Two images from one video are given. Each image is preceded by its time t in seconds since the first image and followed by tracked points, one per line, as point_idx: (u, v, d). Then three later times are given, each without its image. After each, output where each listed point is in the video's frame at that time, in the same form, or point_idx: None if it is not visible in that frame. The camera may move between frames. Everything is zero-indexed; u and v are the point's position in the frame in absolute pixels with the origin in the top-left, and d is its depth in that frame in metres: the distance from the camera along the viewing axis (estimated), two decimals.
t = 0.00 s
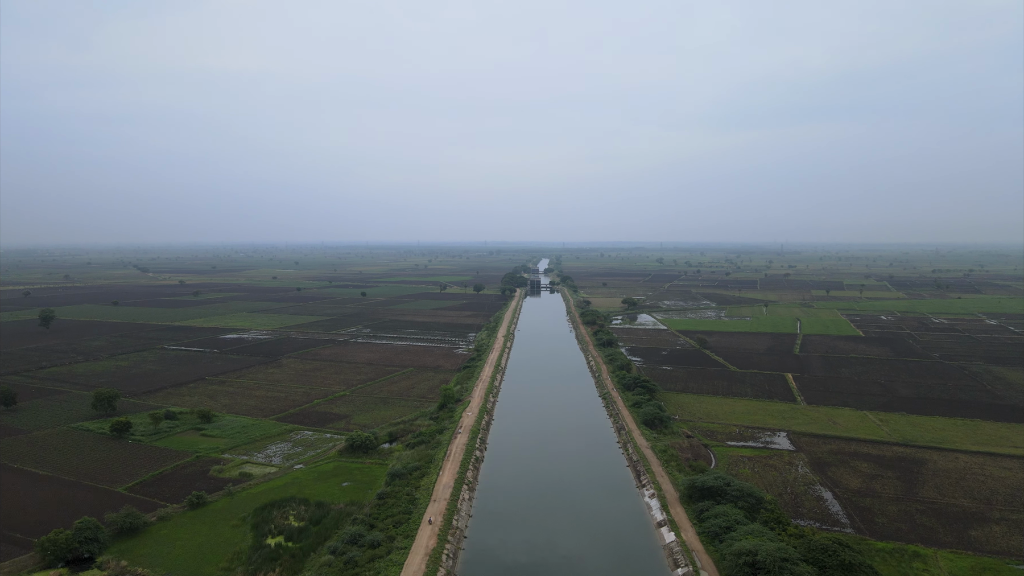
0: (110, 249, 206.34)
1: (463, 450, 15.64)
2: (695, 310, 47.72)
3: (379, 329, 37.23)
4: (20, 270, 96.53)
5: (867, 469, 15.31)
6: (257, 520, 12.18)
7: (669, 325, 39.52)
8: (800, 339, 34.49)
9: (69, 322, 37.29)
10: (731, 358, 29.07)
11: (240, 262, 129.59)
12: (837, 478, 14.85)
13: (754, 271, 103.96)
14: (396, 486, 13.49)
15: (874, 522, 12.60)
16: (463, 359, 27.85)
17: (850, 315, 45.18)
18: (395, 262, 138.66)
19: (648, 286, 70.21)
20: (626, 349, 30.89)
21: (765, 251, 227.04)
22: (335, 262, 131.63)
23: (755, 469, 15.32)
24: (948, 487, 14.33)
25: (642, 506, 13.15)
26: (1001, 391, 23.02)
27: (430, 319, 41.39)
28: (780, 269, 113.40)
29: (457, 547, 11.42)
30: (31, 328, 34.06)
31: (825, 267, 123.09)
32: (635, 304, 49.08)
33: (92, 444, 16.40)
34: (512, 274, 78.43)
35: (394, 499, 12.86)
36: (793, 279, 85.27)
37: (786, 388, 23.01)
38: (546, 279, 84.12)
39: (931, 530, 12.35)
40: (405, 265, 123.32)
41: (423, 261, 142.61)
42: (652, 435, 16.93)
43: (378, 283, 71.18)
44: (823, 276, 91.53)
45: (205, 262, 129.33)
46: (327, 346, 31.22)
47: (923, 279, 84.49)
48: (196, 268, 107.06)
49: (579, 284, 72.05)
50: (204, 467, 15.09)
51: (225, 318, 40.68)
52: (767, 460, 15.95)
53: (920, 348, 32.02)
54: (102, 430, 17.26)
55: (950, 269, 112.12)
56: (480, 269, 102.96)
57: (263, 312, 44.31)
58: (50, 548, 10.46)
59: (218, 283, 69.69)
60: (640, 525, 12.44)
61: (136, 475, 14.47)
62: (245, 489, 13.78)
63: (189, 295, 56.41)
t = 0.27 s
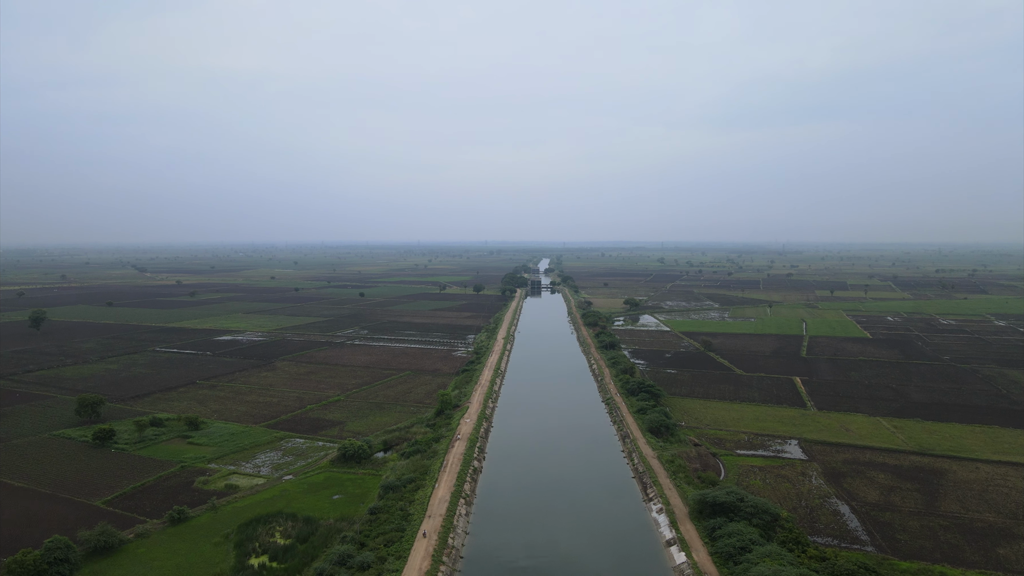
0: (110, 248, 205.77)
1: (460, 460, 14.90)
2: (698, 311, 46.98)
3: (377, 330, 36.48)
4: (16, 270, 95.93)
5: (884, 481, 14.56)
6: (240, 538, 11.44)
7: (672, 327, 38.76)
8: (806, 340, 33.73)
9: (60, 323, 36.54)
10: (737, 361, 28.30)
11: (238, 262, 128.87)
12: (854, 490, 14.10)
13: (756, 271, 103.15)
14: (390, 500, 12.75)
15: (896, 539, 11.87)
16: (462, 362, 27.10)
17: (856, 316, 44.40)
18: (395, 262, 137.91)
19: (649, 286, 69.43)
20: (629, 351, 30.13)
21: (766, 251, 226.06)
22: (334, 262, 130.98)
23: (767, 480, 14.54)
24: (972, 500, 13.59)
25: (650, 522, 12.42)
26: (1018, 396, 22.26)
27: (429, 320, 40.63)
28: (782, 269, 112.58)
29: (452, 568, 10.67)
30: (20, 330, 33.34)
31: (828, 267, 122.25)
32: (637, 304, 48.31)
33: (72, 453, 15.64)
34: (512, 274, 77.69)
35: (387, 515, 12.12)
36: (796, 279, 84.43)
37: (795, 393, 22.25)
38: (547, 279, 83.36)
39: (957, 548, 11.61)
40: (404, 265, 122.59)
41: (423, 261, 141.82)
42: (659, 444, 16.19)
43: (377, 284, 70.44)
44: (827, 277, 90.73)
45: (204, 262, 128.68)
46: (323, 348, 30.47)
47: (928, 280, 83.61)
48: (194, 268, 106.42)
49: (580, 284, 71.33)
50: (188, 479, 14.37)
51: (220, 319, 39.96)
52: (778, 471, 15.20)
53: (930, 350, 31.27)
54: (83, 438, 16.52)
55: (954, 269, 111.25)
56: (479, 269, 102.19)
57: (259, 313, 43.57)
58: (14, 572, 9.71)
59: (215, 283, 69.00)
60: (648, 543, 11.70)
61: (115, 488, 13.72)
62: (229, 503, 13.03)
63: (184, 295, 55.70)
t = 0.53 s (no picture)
0: (109, 248, 205.26)
1: (457, 472, 14.17)
2: (701, 312, 46.23)
3: (374, 332, 35.79)
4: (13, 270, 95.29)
5: (903, 494, 13.84)
6: (221, 558, 10.74)
7: (675, 328, 38.02)
8: (813, 343, 32.98)
9: (51, 325, 35.87)
10: (743, 364, 27.55)
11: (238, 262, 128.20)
12: (872, 503, 13.38)
13: (758, 271, 102.38)
14: (382, 515, 12.05)
15: (921, 559, 11.13)
16: (461, 366, 26.37)
17: (862, 317, 43.63)
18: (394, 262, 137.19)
19: (651, 286, 68.67)
20: (632, 354, 29.38)
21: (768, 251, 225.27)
22: (334, 262, 130.26)
23: (779, 493, 13.83)
24: (997, 515, 12.87)
25: (659, 539, 11.71)
26: None
27: (427, 321, 39.89)
28: (784, 269, 111.83)
29: None
30: (10, 332, 32.67)
31: (830, 267, 121.40)
32: (639, 305, 47.59)
33: (51, 462, 14.95)
34: (513, 274, 76.99)
35: (378, 532, 11.41)
36: (799, 279, 83.65)
37: (805, 398, 21.53)
38: (547, 279, 82.62)
39: (986, 568, 10.88)
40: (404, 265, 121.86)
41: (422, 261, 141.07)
42: (665, 454, 15.45)
43: (375, 284, 69.76)
44: (830, 277, 89.98)
45: (203, 262, 128.11)
46: (318, 351, 29.75)
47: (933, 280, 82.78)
48: (193, 268, 105.83)
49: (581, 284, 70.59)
50: (171, 491, 13.65)
51: (216, 320, 39.26)
52: (791, 482, 14.48)
53: (940, 353, 30.50)
54: (64, 447, 15.82)
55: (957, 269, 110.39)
56: (479, 268, 101.42)
57: (255, 314, 42.88)
58: None
59: (212, 284, 68.33)
60: (657, 563, 10.98)
61: (93, 502, 13.02)
62: (212, 518, 12.33)
63: (180, 296, 55.01)
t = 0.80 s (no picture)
0: (109, 248, 205.07)
1: (453, 484, 13.45)
2: (704, 313, 45.47)
3: (372, 334, 35.08)
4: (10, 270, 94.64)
5: (924, 508, 13.12)
6: None
7: (679, 330, 37.27)
8: (820, 345, 32.24)
9: (42, 327, 35.18)
10: (750, 367, 26.79)
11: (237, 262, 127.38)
12: (892, 519, 12.64)
13: (761, 271, 101.58)
14: (373, 533, 11.35)
15: None
16: (459, 369, 25.64)
17: (868, 318, 42.84)
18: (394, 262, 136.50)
19: (653, 286, 67.90)
20: (635, 357, 28.63)
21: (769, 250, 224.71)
22: (333, 262, 129.59)
23: (794, 507, 13.10)
24: None
25: (667, 559, 11.00)
26: None
27: (426, 323, 39.17)
28: (787, 269, 111.04)
29: None
30: None
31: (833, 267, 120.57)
32: (641, 306, 46.85)
33: (27, 474, 14.25)
34: (513, 274, 76.23)
35: (369, 552, 10.70)
36: (802, 279, 82.85)
37: (815, 403, 20.79)
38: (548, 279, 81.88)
39: None
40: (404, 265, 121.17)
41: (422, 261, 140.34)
42: (673, 465, 14.72)
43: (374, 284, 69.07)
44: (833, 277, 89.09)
45: (202, 262, 127.52)
46: (314, 354, 29.02)
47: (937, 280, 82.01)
48: (191, 268, 105.21)
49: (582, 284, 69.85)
50: (152, 505, 12.95)
51: (210, 322, 38.54)
52: (806, 495, 13.74)
53: (951, 355, 29.74)
54: (43, 456, 15.13)
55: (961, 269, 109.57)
56: (479, 268, 100.66)
57: (251, 315, 42.17)
58: None
59: (210, 284, 67.65)
60: None
61: (68, 517, 12.32)
62: (193, 535, 11.62)
63: (176, 296, 54.32)
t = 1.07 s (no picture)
0: (108, 248, 204.47)
1: (449, 499, 12.73)
2: (708, 314, 44.72)
3: (369, 336, 34.35)
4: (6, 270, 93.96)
5: (947, 525, 12.38)
6: None
7: (682, 332, 36.54)
8: (827, 348, 31.47)
9: (33, 328, 34.47)
10: (756, 370, 26.06)
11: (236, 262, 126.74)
12: (915, 537, 11.91)
13: (763, 271, 100.78)
14: (362, 553, 10.63)
15: None
16: (457, 373, 24.92)
17: (875, 320, 42.06)
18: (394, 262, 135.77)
19: (655, 287, 67.12)
20: (638, 360, 27.90)
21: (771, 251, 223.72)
22: (332, 262, 128.89)
23: (809, 523, 12.38)
24: None
25: None
26: None
27: (424, 325, 38.44)
28: (789, 269, 110.27)
29: None
30: None
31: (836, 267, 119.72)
32: (644, 307, 46.09)
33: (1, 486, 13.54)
34: (513, 274, 75.49)
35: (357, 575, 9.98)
36: (805, 280, 82.07)
37: (826, 410, 20.05)
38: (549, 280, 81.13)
39: None
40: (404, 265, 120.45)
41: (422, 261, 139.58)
42: (680, 477, 13.99)
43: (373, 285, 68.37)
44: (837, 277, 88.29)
45: (201, 262, 126.92)
46: (308, 357, 28.29)
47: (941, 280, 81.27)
48: (190, 268, 104.65)
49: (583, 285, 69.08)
50: (130, 521, 12.23)
51: (205, 323, 37.84)
52: (821, 510, 13.02)
53: (963, 358, 28.98)
54: (20, 467, 14.42)
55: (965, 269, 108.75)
56: (479, 269, 99.90)
57: (247, 316, 41.50)
58: None
59: (207, 285, 67.05)
60: None
61: (40, 534, 11.60)
62: (171, 555, 10.91)
63: (172, 297, 53.59)
